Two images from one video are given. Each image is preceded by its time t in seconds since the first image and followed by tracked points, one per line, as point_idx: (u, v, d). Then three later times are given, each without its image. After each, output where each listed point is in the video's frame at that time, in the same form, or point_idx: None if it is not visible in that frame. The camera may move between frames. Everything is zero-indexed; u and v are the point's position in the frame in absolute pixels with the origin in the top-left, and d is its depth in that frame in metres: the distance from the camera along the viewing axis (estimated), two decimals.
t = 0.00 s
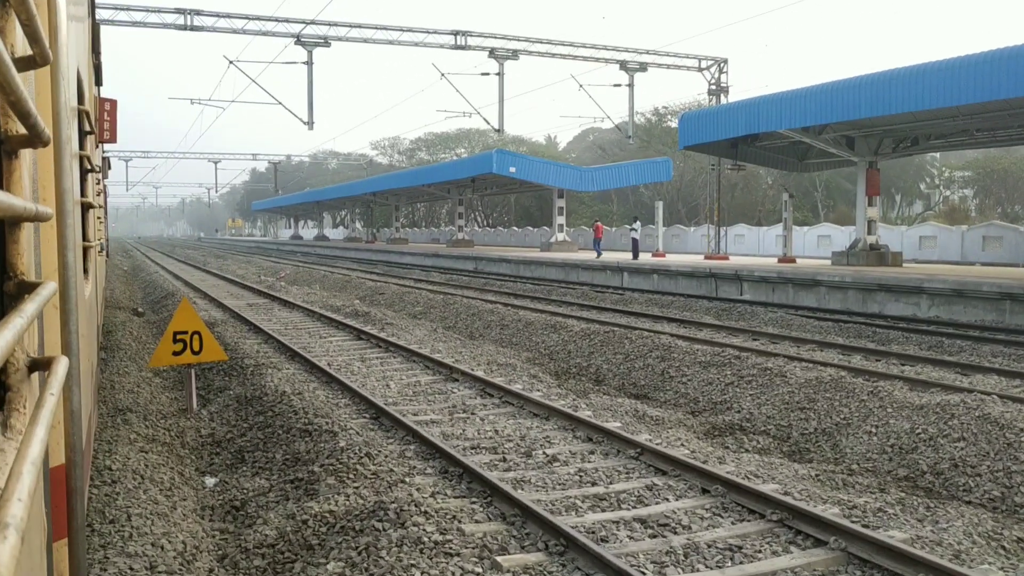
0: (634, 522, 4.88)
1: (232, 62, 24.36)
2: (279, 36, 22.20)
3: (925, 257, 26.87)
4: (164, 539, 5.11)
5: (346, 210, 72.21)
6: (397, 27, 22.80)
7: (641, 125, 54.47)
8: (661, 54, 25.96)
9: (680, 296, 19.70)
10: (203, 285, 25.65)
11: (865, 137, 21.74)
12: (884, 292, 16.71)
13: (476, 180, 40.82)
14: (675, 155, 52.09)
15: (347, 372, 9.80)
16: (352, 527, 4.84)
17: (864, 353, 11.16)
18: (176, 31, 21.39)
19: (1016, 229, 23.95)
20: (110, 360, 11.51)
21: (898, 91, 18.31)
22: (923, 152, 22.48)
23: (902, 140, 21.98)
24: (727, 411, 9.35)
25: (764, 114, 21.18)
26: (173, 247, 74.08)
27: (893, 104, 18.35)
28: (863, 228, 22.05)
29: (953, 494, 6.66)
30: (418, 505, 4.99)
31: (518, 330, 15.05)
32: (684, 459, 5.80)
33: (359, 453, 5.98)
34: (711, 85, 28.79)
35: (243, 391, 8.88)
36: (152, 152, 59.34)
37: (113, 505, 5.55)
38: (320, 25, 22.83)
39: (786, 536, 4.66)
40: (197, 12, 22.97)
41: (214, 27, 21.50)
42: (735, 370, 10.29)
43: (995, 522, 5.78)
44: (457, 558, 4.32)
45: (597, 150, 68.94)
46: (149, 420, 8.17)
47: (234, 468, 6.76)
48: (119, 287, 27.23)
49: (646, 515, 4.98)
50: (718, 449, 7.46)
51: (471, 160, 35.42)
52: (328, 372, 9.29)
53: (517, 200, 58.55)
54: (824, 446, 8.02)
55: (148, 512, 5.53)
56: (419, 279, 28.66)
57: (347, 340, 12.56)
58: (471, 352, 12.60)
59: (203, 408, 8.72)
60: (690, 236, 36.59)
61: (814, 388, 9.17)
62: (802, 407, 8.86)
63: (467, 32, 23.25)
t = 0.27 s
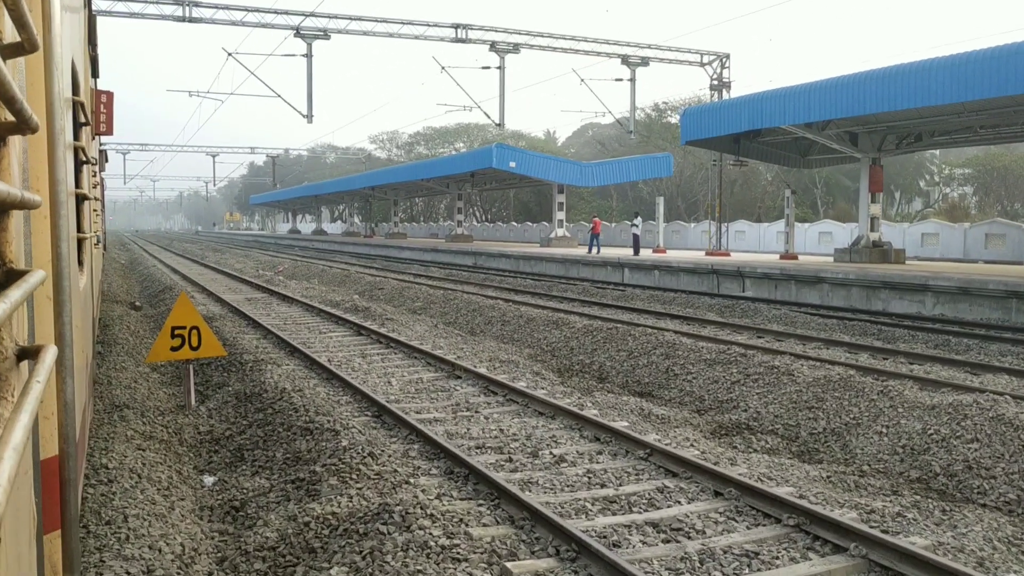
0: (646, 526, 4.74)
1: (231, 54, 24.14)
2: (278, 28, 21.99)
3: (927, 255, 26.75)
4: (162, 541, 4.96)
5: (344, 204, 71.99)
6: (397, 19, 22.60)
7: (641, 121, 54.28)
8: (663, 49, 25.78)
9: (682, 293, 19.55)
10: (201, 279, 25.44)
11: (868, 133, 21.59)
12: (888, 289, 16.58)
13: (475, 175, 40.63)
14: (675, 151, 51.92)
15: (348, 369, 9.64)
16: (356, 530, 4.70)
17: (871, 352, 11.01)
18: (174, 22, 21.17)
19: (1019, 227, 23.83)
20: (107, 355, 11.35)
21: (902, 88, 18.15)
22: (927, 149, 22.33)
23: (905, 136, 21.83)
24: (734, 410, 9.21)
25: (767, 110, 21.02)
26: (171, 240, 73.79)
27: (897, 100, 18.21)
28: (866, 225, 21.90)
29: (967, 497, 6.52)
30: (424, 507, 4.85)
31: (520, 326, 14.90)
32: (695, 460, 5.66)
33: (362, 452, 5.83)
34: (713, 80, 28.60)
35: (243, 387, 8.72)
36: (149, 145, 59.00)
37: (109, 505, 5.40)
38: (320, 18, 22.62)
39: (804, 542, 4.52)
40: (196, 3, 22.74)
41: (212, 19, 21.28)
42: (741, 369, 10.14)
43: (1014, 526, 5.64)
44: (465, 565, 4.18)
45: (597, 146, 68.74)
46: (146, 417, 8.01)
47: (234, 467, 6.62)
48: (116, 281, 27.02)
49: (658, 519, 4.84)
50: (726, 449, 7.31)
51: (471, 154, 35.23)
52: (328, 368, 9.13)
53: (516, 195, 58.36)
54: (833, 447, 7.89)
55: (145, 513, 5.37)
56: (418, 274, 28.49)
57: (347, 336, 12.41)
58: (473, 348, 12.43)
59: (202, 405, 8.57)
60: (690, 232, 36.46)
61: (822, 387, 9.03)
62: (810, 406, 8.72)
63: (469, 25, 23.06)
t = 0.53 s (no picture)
0: (659, 536, 4.60)
1: (231, 49, 23.95)
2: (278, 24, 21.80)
3: (928, 258, 26.63)
4: (157, 547, 4.81)
5: (342, 202, 71.76)
6: (399, 16, 22.43)
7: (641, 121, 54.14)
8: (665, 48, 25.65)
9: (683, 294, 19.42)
10: (198, 276, 25.25)
11: (871, 135, 21.47)
12: (891, 292, 16.46)
13: (474, 174, 40.45)
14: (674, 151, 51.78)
15: (348, 369, 9.48)
16: (360, 538, 4.54)
17: (878, 356, 10.87)
18: (173, 17, 20.98)
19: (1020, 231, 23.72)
20: (103, 353, 11.18)
21: (907, 89, 18.02)
22: (929, 152, 22.21)
23: (908, 139, 21.71)
24: (739, 414, 9.08)
25: (770, 110, 20.88)
26: (168, 237, 73.50)
27: (900, 102, 18.12)
28: (868, 227, 21.77)
29: (981, 506, 6.39)
30: (429, 515, 4.70)
31: (520, 326, 14.76)
32: (705, 467, 5.51)
33: (364, 457, 5.68)
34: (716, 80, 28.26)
35: (241, 387, 8.56)
36: (147, 140, 58.74)
37: (103, 510, 5.24)
38: (320, 14, 22.43)
39: (822, 554, 4.38)
40: None
41: (212, 14, 21.10)
42: (747, 372, 10.00)
43: None
44: None
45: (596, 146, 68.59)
46: (142, 417, 7.85)
47: (232, 469, 6.48)
48: (112, 277, 26.82)
49: (670, 528, 4.70)
50: (734, 455, 7.17)
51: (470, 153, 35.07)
52: (328, 368, 8.98)
53: (515, 194, 58.20)
54: (842, 453, 7.75)
55: (141, 517, 5.21)
56: (416, 273, 28.32)
57: (346, 335, 12.26)
58: (474, 349, 12.27)
59: (200, 405, 8.41)
60: (690, 233, 36.33)
61: (830, 392, 8.89)
62: (818, 411, 8.58)
63: (470, 23, 22.89)
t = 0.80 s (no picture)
0: (675, 551, 4.44)
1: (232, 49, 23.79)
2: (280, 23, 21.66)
3: (931, 264, 26.50)
4: (157, 558, 4.66)
5: (341, 203, 71.58)
6: (401, 17, 22.29)
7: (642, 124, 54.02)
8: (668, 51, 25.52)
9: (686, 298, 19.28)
10: (197, 277, 25.07)
11: (876, 139, 21.34)
12: (896, 298, 16.32)
13: (475, 176, 40.28)
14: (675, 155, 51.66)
15: (349, 373, 9.32)
16: (366, 552, 4.38)
17: (887, 362, 10.72)
18: (174, 15, 20.83)
19: None
20: (101, 355, 11.01)
21: (912, 94, 17.90)
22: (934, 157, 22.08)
23: (913, 143, 21.58)
24: (748, 422, 8.93)
25: (774, 114, 20.75)
26: (167, 237, 73.28)
27: (903, 108, 18.02)
28: (873, 232, 21.63)
29: (999, 518, 6.24)
30: (438, 528, 4.54)
31: (523, 330, 14.61)
32: (721, 478, 5.36)
33: (369, 466, 5.52)
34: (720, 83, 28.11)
35: (241, 391, 8.40)
36: (146, 140, 58.57)
37: (100, 519, 5.09)
38: (322, 14, 22.28)
39: (844, 571, 4.23)
40: None
41: (213, 13, 20.95)
42: (755, 379, 9.84)
43: None
44: None
45: (596, 149, 68.45)
46: (140, 422, 7.69)
47: (232, 476, 6.32)
48: (111, 277, 26.64)
49: (687, 543, 4.55)
50: (746, 464, 7.01)
51: (471, 155, 34.91)
52: (330, 372, 8.81)
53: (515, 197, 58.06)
54: (854, 463, 7.61)
55: (140, 527, 5.06)
56: (416, 275, 28.14)
57: (347, 338, 12.11)
58: (477, 353, 12.11)
59: (198, 409, 8.25)
60: (691, 237, 36.20)
61: (840, 399, 8.74)
62: (829, 419, 8.44)
63: (473, 24, 22.76)
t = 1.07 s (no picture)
0: (694, 566, 4.29)
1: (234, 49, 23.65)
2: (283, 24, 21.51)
3: (936, 268, 26.34)
4: (157, 570, 4.51)
5: (342, 205, 71.44)
6: (404, 18, 22.15)
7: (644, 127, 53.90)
8: (673, 53, 25.38)
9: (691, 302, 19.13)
10: (198, 279, 24.92)
11: (883, 143, 21.17)
12: (904, 303, 16.17)
13: (478, 178, 40.13)
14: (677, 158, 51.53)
15: (353, 378, 9.16)
16: (375, 566, 4.22)
17: (898, 369, 10.55)
18: (176, 15, 20.69)
19: None
20: (100, 357, 10.85)
21: (918, 97, 17.76)
22: (941, 160, 21.93)
23: (919, 147, 21.43)
24: (759, 429, 8.78)
25: (780, 117, 20.60)
26: (168, 238, 73.16)
27: (910, 111, 17.87)
28: (879, 236, 21.47)
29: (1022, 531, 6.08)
30: (449, 542, 4.39)
31: (527, 334, 14.46)
32: (739, 490, 5.20)
33: (376, 475, 5.36)
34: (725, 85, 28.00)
35: (244, 395, 8.25)
36: (148, 141, 58.50)
37: (99, 529, 4.94)
38: (326, 15, 22.14)
39: None
40: None
41: (215, 13, 20.81)
42: (765, 385, 9.68)
43: None
44: None
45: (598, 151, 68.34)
46: (141, 427, 7.54)
47: (235, 484, 6.17)
48: (111, 279, 26.49)
49: (706, 557, 4.39)
50: (760, 473, 6.86)
51: (473, 157, 34.76)
52: (333, 377, 8.65)
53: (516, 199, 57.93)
54: (870, 471, 7.45)
55: (140, 539, 4.90)
56: (418, 278, 27.99)
57: (351, 341, 11.96)
58: (482, 358, 11.95)
59: (200, 414, 8.10)
60: (694, 240, 36.05)
61: (854, 407, 8.59)
62: (842, 427, 8.28)
63: (477, 25, 22.62)
